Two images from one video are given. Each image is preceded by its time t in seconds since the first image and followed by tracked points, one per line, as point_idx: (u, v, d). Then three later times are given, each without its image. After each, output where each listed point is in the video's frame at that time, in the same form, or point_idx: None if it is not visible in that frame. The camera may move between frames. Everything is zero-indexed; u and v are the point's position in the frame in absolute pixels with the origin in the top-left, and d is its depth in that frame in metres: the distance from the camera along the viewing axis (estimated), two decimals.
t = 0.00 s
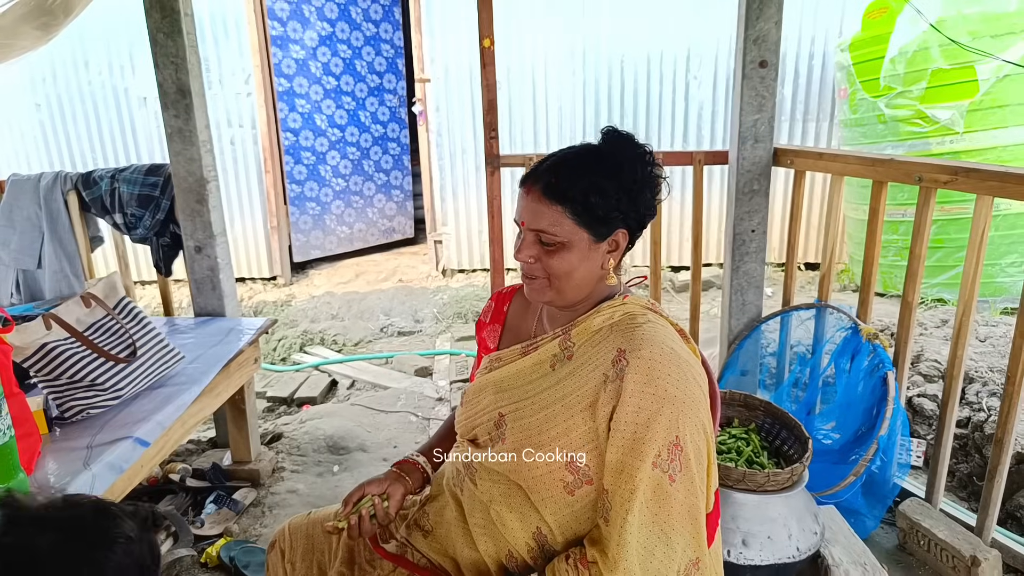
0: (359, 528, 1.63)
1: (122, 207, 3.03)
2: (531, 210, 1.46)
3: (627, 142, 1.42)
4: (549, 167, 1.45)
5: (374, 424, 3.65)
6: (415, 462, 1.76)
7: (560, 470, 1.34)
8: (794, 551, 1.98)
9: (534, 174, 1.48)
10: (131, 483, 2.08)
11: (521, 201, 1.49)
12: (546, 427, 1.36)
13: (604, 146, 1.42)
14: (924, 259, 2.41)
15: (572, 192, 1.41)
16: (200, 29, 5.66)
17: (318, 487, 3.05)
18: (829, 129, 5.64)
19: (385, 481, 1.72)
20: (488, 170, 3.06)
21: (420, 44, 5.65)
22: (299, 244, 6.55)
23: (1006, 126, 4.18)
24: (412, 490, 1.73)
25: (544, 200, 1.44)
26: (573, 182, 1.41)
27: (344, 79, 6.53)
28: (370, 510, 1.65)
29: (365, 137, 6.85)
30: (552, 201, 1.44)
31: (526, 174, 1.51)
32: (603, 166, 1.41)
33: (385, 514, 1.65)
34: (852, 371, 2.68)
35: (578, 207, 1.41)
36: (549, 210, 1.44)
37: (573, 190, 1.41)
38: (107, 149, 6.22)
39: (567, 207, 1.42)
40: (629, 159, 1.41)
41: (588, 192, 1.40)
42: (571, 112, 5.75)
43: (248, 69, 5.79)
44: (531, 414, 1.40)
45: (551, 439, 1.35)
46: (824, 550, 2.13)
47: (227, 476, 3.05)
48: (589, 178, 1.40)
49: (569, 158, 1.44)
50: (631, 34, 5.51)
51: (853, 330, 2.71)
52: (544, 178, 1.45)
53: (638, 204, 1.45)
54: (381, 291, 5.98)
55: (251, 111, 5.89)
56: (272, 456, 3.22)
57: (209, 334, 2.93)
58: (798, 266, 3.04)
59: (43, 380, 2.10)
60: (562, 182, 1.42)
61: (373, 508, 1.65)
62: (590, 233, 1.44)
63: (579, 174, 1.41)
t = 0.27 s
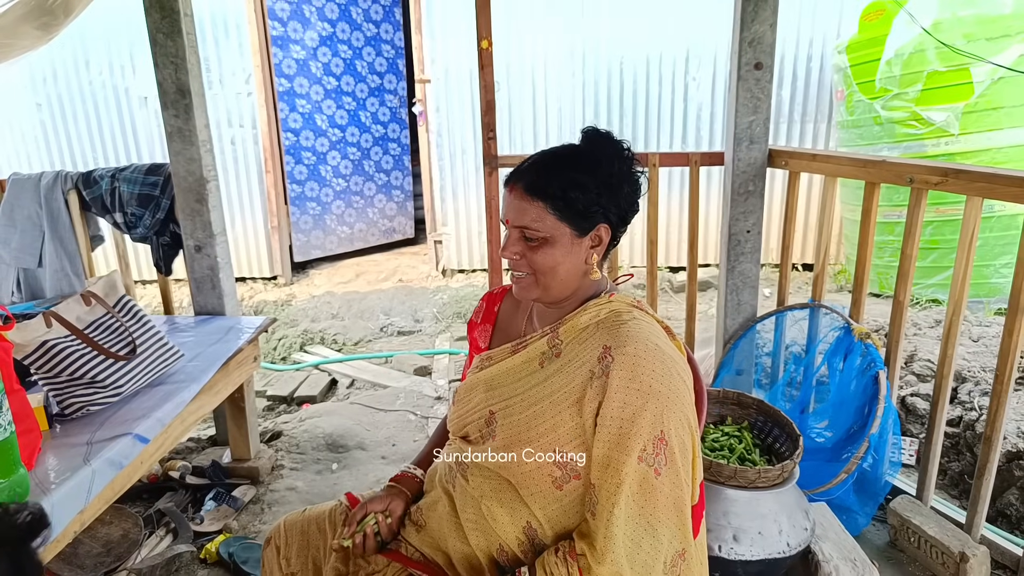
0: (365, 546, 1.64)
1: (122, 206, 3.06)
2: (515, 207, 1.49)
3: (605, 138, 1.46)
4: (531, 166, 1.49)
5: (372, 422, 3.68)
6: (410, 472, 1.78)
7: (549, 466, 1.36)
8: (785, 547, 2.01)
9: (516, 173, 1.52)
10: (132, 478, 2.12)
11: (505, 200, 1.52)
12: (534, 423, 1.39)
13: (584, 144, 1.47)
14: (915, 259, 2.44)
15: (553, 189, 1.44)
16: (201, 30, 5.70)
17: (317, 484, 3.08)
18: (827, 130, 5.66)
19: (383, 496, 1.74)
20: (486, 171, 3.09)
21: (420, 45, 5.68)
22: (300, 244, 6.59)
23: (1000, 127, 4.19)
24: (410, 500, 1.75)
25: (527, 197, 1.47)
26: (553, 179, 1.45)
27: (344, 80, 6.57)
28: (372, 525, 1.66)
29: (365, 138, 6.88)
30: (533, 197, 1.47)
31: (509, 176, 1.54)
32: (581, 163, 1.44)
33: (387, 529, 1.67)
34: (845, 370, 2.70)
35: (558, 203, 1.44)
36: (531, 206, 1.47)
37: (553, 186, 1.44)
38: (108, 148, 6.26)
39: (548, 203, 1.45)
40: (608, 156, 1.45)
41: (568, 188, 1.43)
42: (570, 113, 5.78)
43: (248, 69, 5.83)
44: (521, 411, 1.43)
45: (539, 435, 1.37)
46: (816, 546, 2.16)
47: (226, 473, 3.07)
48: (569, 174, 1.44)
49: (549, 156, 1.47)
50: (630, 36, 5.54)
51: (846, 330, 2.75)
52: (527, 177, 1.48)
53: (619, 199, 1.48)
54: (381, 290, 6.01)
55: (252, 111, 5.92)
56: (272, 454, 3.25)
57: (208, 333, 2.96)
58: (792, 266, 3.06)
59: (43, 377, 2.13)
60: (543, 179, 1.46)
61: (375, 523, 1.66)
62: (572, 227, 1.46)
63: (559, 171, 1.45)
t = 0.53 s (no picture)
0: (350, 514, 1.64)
1: (130, 204, 3.10)
2: (506, 204, 1.53)
3: (594, 137, 1.50)
4: (522, 163, 1.52)
5: (375, 418, 3.72)
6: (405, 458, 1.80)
7: (539, 457, 1.40)
8: (779, 542, 2.03)
9: (508, 171, 1.55)
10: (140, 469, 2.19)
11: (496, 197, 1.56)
12: (525, 416, 1.42)
13: (573, 142, 1.50)
14: (913, 257, 2.45)
15: (542, 186, 1.48)
16: (207, 30, 5.75)
17: (320, 479, 3.12)
18: (830, 129, 5.68)
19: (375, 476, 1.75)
20: (487, 169, 3.12)
21: (424, 44, 5.71)
22: (305, 242, 6.64)
23: (1002, 127, 4.20)
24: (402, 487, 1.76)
25: (518, 194, 1.51)
26: (542, 177, 1.48)
27: (349, 79, 6.61)
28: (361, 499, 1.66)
29: (369, 137, 6.93)
30: (524, 194, 1.50)
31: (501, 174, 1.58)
32: (570, 160, 1.48)
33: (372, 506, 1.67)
34: (843, 368, 2.71)
35: (547, 200, 1.48)
36: (521, 202, 1.50)
37: (542, 184, 1.48)
38: (116, 147, 6.33)
39: (538, 200, 1.48)
40: (597, 155, 1.48)
41: (557, 185, 1.47)
42: (574, 112, 5.80)
43: (254, 69, 5.87)
44: (512, 404, 1.46)
45: (530, 427, 1.41)
46: (811, 542, 2.18)
47: (230, 467, 3.12)
48: (558, 172, 1.47)
49: (539, 153, 1.51)
50: (633, 35, 5.56)
51: (845, 328, 2.75)
52: (517, 175, 1.52)
53: (607, 196, 1.51)
54: (385, 288, 6.05)
55: (257, 110, 5.96)
56: (275, 449, 3.29)
57: (213, 329, 3.00)
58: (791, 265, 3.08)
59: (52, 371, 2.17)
60: (533, 177, 1.49)
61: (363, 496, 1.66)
62: (561, 224, 1.50)
63: (549, 169, 1.48)
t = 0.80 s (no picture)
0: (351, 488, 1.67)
1: (136, 199, 3.14)
2: (507, 197, 1.55)
3: (593, 131, 1.54)
4: (525, 156, 1.55)
5: (377, 411, 3.76)
6: (405, 437, 1.82)
7: (534, 449, 1.43)
8: (773, 534, 2.06)
9: (509, 165, 1.57)
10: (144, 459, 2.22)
11: (498, 191, 1.58)
12: (519, 408, 1.46)
13: (573, 136, 1.53)
14: (911, 252, 2.47)
15: (545, 179, 1.51)
16: (212, 26, 5.80)
17: (323, 470, 3.16)
18: (834, 125, 5.68)
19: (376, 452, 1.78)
20: (489, 165, 3.15)
21: (428, 40, 5.74)
22: (309, 237, 6.68)
23: (1005, 122, 4.19)
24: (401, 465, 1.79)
25: (522, 187, 1.53)
26: (545, 169, 1.51)
27: (353, 75, 6.65)
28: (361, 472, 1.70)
29: (374, 133, 6.97)
30: (527, 186, 1.52)
31: (501, 167, 1.60)
32: (571, 154, 1.51)
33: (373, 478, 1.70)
34: (842, 362, 2.73)
35: (551, 192, 1.51)
36: (525, 195, 1.52)
37: (546, 176, 1.51)
38: (123, 144, 6.39)
39: (542, 193, 1.51)
40: (597, 149, 1.52)
41: (560, 178, 1.50)
42: (577, 107, 5.83)
43: (259, 65, 5.92)
44: (507, 396, 1.50)
45: (523, 419, 1.45)
46: (806, 534, 2.21)
47: (235, 458, 3.17)
48: (561, 164, 1.51)
49: (541, 147, 1.54)
50: (636, 31, 5.58)
51: (843, 323, 2.77)
52: (519, 168, 1.54)
53: (606, 190, 1.56)
54: (388, 284, 6.10)
55: (262, 106, 6.01)
56: (279, 441, 3.34)
57: (218, 322, 3.05)
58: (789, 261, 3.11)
59: (60, 362, 2.22)
60: (536, 170, 1.52)
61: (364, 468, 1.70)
62: (563, 216, 1.53)
63: (552, 162, 1.51)
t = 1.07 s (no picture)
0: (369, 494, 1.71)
1: (142, 196, 3.19)
2: (510, 200, 1.57)
3: (590, 134, 1.59)
4: (527, 159, 1.57)
5: (381, 406, 3.81)
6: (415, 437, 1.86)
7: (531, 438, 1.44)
8: (768, 526, 2.07)
9: (510, 169, 1.59)
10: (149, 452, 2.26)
11: (500, 194, 1.59)
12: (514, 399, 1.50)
13: (572, 139, 1.57)
14: (908, 249, 2.49)
15: (551, 183, 1.54)
16: (218, 25, 5.84)
17: (326, 464, 3.21)
18: (836, 122, 5.69)
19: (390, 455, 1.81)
20: (490, 162, 3.18)
21: (431, 38, 5.77)
22: (314, 234, 6.73)
23: (1007, 119, 4.18)
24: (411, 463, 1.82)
25: (526, 191, 1.55)
26: (549, 173, 1.54)
27: (357, 73, 6.70)
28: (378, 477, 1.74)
29: (378, 130, 7.01)
30: (532, 190, 1.55)
31: (500, 169, 1.62)
32: (573, 156, 1.56)
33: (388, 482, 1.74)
34: (839, 357, 2.75)
35: (555, 195, 1.54)
36: (530, 199, 1.55)
37: (551, 180, 1.54)
38: (130, 142, 6.45)
39: (547, 197, 1.54)
40: (596, 152, 1.58)
41: (564, 180, 1.54)
42: (580, 105, 5.85)
43: (264, 63, 5.96)
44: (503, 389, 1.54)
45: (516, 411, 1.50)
46: (801, 527, 2.23)
47: (240, 452, 3.21)
48: (564, 167, 1.55)
49: (541, 152, 1.57)
50: (638, 28, 5.60)
51: (841, 319, 2.79)
52: (522, 171, 1.57)
53: (604, 190, 1.61)
54: (392, 280, 6.14)
55: (267, 104, 6.05)
56: (283, 435, 3.39)
57: (223, 317, 3.09)
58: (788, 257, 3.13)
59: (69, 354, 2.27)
60: (540, 174, 1.55)
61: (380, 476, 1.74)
62: (566, 219, 1.57)
63: (555, 165, 1.54)
